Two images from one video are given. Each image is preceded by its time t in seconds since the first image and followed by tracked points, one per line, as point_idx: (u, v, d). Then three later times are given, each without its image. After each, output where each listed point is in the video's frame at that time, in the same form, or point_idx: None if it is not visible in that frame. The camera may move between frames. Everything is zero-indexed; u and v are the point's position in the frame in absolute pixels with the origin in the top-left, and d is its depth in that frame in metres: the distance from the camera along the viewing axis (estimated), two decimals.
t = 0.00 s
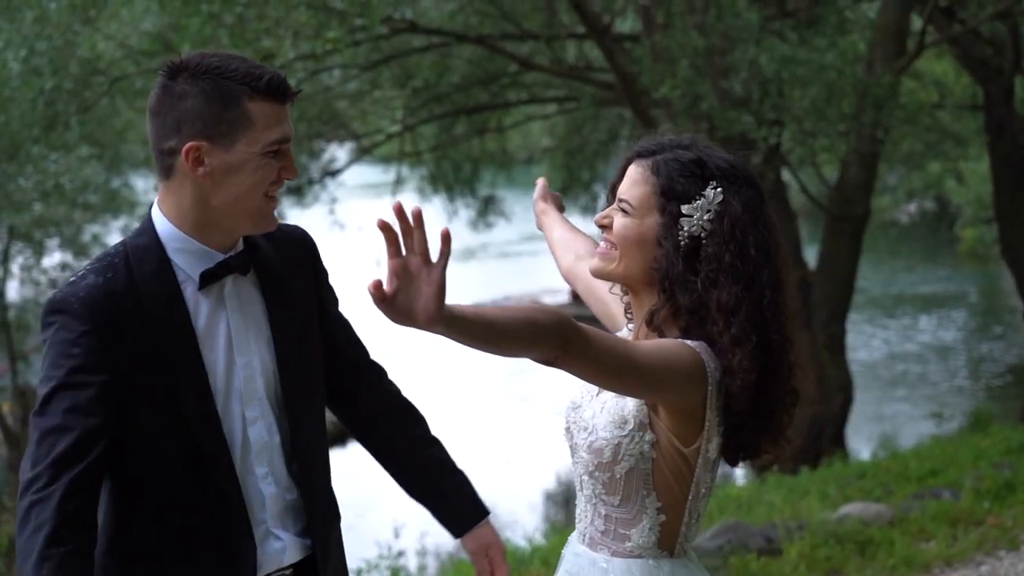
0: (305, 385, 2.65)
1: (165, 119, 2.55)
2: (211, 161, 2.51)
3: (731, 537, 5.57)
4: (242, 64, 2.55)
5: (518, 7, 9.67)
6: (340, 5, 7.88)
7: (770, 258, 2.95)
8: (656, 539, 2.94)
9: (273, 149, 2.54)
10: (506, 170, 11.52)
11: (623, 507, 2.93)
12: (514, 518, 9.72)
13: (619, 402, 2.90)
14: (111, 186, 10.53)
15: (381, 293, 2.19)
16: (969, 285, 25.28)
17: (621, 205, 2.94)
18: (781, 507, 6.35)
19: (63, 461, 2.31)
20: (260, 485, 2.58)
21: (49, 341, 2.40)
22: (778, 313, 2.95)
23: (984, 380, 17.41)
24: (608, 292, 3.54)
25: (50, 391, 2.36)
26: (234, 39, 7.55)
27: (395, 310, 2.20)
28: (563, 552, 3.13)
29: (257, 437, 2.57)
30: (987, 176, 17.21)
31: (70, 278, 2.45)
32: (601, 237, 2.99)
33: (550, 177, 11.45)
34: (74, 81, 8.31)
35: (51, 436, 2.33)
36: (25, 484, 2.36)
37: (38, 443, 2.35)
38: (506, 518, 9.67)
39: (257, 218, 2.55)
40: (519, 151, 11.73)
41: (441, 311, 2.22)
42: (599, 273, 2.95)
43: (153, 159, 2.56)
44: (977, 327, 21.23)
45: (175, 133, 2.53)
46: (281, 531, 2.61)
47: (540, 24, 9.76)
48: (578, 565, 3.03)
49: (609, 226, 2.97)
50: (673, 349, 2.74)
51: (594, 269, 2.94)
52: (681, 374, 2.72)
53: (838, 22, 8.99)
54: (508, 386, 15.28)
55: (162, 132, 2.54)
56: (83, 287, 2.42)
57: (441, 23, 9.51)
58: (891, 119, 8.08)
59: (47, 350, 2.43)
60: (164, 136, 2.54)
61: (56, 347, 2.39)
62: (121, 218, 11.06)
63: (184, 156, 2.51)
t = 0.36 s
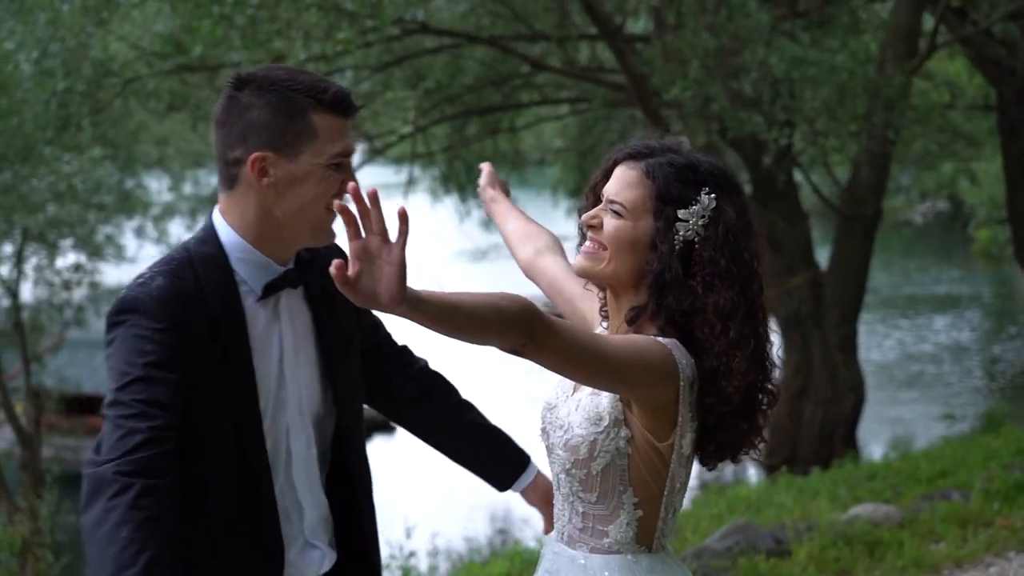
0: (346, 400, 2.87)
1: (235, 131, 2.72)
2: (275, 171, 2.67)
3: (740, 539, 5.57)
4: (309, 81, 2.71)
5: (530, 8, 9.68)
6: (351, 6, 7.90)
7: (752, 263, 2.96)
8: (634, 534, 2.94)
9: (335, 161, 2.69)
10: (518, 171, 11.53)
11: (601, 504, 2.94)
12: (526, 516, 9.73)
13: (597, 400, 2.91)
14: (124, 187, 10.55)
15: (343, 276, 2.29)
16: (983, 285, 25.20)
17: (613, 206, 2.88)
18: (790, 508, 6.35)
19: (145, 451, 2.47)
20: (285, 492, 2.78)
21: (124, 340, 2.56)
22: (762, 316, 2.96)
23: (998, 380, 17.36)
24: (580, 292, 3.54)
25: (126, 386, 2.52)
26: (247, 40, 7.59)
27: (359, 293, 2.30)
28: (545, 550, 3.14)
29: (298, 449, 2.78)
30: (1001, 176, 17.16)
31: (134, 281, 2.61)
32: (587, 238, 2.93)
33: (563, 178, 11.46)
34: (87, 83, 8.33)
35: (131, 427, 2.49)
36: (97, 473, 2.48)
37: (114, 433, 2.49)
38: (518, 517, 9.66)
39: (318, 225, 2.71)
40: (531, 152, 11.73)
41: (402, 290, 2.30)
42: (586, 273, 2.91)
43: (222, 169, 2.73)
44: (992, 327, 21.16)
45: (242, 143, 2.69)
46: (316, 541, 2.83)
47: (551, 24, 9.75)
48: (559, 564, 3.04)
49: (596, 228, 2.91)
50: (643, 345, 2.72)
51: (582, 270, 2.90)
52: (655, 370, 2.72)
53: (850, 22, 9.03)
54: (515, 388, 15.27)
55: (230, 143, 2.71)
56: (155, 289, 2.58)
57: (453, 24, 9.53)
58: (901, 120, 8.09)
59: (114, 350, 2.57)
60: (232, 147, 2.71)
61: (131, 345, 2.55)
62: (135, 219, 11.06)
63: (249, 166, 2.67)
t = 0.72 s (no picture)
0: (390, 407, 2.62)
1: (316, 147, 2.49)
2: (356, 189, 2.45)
3: (748, 539, 5.58)
4: (398, 100, 2.50)
5: (542, 9, 9.69)
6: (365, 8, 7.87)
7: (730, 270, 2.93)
8: (611, 531, 2.91)
9: (417, 179, 2.48)
10: (531, 172, 11.55)
11: (577, 502, 2.89)
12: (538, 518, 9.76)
13: (569, 397, 2.86)
14: (137, 187, 10.59)
15: (291, 233, 2.14)
16: (997, 285, 25.20)
17: (613, 212, 2.76)
18: (799, 510, 6.36)
19: (265, 452, 2.22)
20: (348, 514, 2.52)
21: (224, 341, 2.32)
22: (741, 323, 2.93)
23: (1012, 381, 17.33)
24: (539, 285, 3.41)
25: (234, 386, 2.27)
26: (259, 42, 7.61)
27: (307, 252, 2.16)
28: (522, 551, 3.09)
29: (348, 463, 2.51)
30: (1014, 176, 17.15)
31: (222, 285, 2.38)
32: (576, 242, 2.80)
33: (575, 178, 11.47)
34: (100, 85, 8.29)
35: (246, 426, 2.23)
36: (207, 475, 2.19)
37: (225, 434, 2.22)
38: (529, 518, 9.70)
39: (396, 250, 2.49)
40: (544, 152, 11.74)
41: (353, 251, 2.15)
42: (578, 278, 2.79)
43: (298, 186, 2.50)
44: (1006, 328, 21.15)
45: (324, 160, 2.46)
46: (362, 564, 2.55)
47: (563, 26, 9.80)
48: (537, 563, 3.00)
49: (591, 233, 2.78)
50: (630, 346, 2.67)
51: (575, 275, 2.78)
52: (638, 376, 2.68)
53: (862, 22, 9.07)
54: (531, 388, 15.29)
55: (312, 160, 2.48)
56: (250, 289, 2.36)
57: (464, 25, 9.54)
58: (914, 121, 8.08)
59: (210, 353, 2.33)
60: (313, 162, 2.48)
61: (234, 346, 2.31)
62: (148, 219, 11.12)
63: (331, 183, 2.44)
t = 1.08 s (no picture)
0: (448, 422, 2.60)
1: (380, 168, 2.50)
2: (421, 208, 2.45)
3: (754, 539, 5.60)
4: (460, 124, 2.53)
5: (551, 9, 9.71)
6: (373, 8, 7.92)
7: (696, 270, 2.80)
8: (587, 518, 2.66)
9: (479, 198, 2.48)
10: (540, 171, 11.57)
11: (550, 491, 2.65)
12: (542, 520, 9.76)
13: (538, 384, 2.63)
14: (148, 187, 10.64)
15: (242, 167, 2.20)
16: (1007, 284, 25.18)
17: (614, 210, 2.59)
18: (805, 509, 6.37)
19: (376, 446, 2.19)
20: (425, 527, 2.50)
21: (314, 346, 2.29)
22: (706, 322, 2.80)
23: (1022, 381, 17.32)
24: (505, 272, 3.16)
25: (332, 386, 2.24)
26: (267, 42, 7.63)
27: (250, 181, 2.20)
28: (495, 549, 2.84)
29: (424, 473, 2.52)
30: None
31: (300, 298, 2.36)
32: (570, 235, 2.61)
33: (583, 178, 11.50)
34: (110, 85, 8.42)
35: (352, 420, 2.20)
36: (325, 463, 2.13)
37: (335, 428, 2.18)
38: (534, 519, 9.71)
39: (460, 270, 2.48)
40: (553, 153, 11.77)
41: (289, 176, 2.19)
42: (568, 272, 2.61)
43: (365, 207, 2.50)
44: (1016, 327, 21.13)
45: (388, 180, 2.47)
46: None
47: (571, 25, 9.81)
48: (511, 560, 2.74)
49: (590, 229, 2.59)
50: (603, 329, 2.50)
51: (570, 268, 2.60)
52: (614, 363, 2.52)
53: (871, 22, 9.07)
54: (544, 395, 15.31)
55: (377, 179, 2.49)
56: (330, 299, 2.36)
57: (472, 25, 9.56)
58: (923, 122, 8.07)
59: (296, 359, 2.29)
60: (377, 184, 2.49)
61: (325, 349, 2.29)
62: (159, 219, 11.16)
63: (395, 202, 2.45)
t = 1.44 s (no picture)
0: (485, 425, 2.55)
1: (408, 181, 2.33)
2: (455, 218, 2.29)
3: (762, 538, 5.61)
4: (490, 138, 2.37)
5: (562, 9, 9.72)
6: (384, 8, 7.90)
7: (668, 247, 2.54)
8: (574, 490, 2.42)
9: (507, 206, 2.37)
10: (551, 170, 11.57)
11: (531, 468, 2.39)
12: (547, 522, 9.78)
13: (511, 356, 2.37)
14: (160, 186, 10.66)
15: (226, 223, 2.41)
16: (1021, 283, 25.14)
17: (596, 189, 2.31)
18: (814, 508, 6.38)
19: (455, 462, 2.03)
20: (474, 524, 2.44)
21: (376, 359, 2.12)
22: (676, 294, 2.55)
23: None
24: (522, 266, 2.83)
25: (401, 399, 2.08)
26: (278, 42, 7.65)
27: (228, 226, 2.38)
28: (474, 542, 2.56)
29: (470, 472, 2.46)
30: None
31: (357, 310, 2.20)
32: (551, 213, 2.30)
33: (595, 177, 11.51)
34: (122, 84, 8.44)
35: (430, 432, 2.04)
36: (416, 483, 1.97)
37: (411, 447, 2.01)
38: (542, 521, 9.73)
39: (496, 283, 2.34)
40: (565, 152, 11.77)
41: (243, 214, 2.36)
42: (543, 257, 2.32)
43: (397, 225, 2.34)
44: None
45: (415, 196, 2.30)
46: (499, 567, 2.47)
47: (583, 25, 9.80)
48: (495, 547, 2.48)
49: (572, 209, 2.31)
50: (571, 300, 2.25)
51: (548, 250, 2.31)
52: (586, 333, 2.27)
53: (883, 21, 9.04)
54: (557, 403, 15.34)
55: (407, 193, 2.32)
56: (383, 310, 2.19)
57: (482, 25, 9.58)
58: (934, 121, 8.05)
59: (356, 376, 2.11)
60: (406, 198, 2.33)
61: (387, 362, 2.12)
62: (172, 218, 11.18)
63: (428, 215, 2.28)
